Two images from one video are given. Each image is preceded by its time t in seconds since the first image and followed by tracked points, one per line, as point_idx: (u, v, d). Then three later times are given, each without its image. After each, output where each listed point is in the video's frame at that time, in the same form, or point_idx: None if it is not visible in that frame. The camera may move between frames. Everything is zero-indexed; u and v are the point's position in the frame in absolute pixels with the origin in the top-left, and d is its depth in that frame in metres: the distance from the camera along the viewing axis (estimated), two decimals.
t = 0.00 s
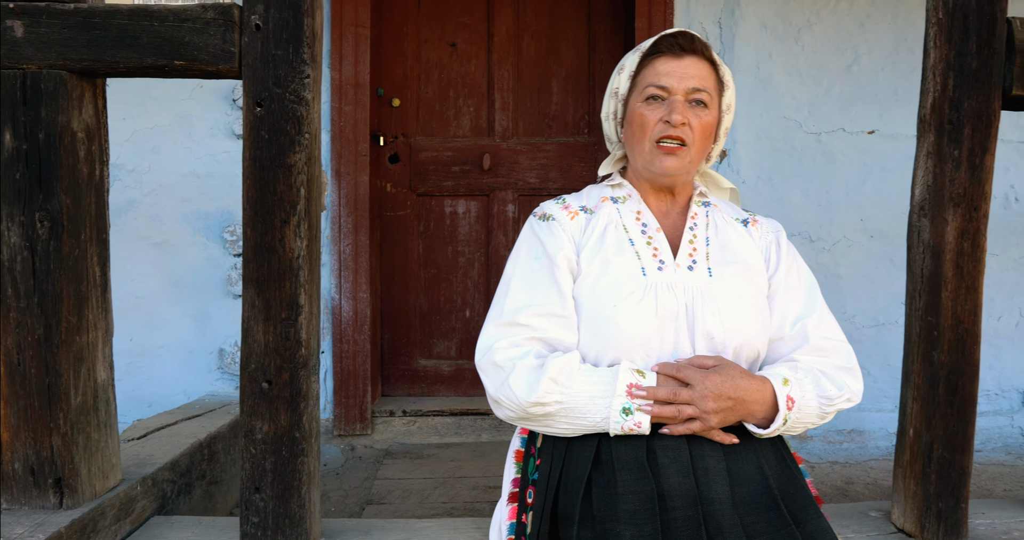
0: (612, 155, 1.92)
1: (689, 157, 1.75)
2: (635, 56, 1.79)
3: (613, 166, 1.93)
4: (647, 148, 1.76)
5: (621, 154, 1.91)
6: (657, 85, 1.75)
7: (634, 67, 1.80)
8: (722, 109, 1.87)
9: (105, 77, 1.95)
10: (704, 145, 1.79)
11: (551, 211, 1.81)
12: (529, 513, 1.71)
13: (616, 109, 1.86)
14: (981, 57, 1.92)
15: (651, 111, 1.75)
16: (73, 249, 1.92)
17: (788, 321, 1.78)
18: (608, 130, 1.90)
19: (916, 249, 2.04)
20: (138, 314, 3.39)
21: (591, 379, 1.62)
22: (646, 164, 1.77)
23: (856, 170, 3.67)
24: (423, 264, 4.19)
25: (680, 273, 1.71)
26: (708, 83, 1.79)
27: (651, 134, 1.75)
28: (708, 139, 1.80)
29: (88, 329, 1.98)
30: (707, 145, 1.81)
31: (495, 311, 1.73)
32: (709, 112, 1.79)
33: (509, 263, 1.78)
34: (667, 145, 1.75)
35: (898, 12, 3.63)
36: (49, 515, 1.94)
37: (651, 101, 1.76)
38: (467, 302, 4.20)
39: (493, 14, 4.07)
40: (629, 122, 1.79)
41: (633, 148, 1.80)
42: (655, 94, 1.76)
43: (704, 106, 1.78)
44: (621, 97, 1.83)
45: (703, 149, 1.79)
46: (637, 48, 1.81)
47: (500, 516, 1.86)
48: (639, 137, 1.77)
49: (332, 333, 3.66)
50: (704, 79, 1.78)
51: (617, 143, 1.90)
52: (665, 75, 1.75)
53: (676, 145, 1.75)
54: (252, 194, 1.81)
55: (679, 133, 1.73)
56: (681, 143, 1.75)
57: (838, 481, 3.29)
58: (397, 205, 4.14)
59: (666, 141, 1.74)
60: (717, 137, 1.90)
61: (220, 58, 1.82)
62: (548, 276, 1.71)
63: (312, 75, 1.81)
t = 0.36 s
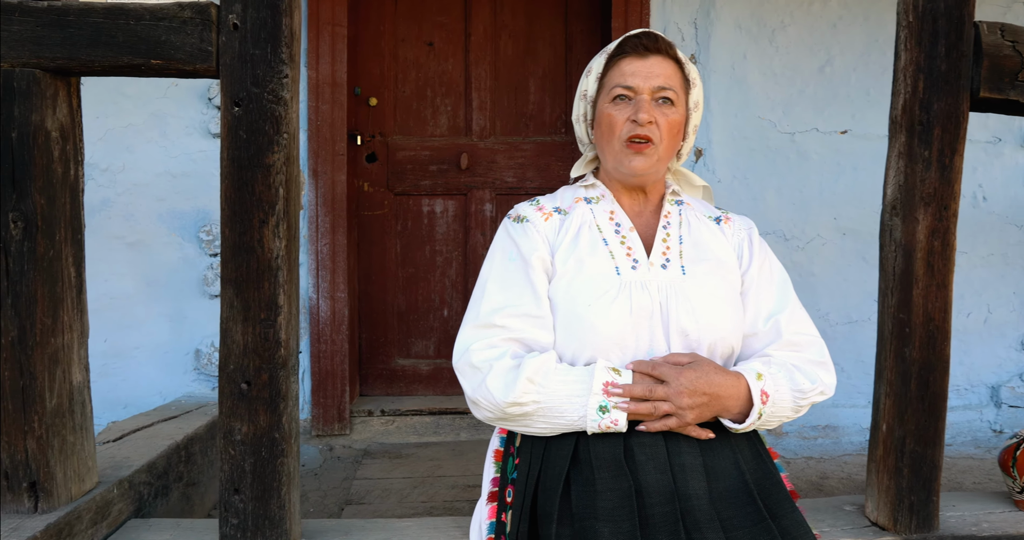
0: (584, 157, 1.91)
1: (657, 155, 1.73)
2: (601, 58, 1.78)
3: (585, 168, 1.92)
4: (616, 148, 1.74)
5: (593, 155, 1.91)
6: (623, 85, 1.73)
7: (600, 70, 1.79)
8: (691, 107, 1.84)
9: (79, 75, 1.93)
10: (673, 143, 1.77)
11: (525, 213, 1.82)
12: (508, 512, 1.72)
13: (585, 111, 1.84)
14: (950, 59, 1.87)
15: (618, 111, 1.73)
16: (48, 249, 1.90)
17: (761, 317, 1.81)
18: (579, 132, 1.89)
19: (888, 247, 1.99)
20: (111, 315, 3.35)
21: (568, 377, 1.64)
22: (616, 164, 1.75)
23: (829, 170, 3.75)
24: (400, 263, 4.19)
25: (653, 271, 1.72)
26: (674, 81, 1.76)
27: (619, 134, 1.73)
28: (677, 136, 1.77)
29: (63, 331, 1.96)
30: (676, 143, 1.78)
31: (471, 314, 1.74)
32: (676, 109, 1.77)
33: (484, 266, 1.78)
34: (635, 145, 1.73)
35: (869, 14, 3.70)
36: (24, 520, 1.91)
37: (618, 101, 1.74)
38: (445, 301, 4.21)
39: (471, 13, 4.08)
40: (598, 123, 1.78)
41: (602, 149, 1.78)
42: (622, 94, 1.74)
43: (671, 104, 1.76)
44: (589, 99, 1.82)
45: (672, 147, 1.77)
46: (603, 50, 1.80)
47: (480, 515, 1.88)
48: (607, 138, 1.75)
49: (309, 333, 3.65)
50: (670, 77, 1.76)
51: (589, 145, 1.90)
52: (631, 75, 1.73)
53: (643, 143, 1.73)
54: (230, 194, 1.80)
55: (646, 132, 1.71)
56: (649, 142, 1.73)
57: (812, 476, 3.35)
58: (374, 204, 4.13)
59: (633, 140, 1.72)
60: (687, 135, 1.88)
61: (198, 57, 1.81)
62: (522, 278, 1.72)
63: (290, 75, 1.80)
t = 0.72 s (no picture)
0: (574, 159, 1.93)
1: (651, 162, 1.75)
2: (593, 62, 1.77)
3: (574, 170, 1.93)
4: (610, 154, 1.75)
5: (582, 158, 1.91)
6: (617, 91, 1.74)
7: (592, 73, 1.79)
8: (680, 111, 1.86)
9: (59, 74, 1.89)
10: (665, 149, 1.78)
11: (514, 214, 1.82)
12: (497, 514, 1.72)
13: (576, 114, 1.85)
14: (930, 66, 1.91)
15: (612, 118, 1.74)
16: (27, 251, 1.86)
17: (748, 319, 1.83)
18: (569, 134, 1.90)
19: (870, 250, 2.02)
20: (88, 317, 3.29)
21: (558, 380, 1.64)
22: (609, 171, 1.77)
23: (808, 171, 3.80)
24: (382, 263, 4.17)
25: (643, 274, 1.74)
26: (666, 87, 1.77)
27: (614, 141, 1.74)
28: (669, 142, 1.79)
29: (43, 334, 1.92)
30: (668, 148, 1.80)
31: (461, 315, 1.73)
32: (668, 115, 1.78)
33: (474, 267, 1.78)
34: (630, 152, 1.74)
35: (847, 19, 3.77)
36: (3, 527, 1.87)
37: (612, 107, 1.75)
38: (426, 302, 4.20)
39: (452, 13, 4.07)
40: (590, 128, 1.78)
41: (595, 155, 1.79)
42: (615, 100, 1.74)
43: (663, 110, 1.77)
44: (581, 102, 1.82)
45: (664, 152, 1.79)
46: (595, 53, 1.79)
47: (468, 517, 1.88)
48: (601, 143, 1.76)
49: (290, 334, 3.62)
50: (663, 83, 1.77)
51: (578, 147, 1.91)
52: (624, 81, 1.74)
53: (638, 150, 1.75)
54: (216, 195, 1.78)
55: (641, 139, 1.72)
56: (644, 149, 1.75)
57: (793, 474, 3.39)
58: (355, 204, 4.10)
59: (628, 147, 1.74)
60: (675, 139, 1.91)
61: (182, 57, 1.79)
62: (513, 279, 1.72)
63: (276, 76, 1.79)
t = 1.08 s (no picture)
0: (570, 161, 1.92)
1: (649, 165, 1.75)
2: (591, 64, 1.77)
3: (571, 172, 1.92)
4: (608, 157, 1.75)
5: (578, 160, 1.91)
6: (616, 94, 1.73)
7: (590, 76, 1.78)
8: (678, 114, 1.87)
9: (45, 74, 1.85)
10: (662, 152, 1.78)
11: (511, 217, 1.81)
12: (495, 518, 1.72)
13: (573, 116, 1.84)
14: (921, 70, 1.92)
15: (610, 120, 1.73)
16: (12, 256, 1.82)
17: (745, 323, 1.84)
18: (565, 136, 1.89)
19: (861, 252, 2.05)
20: (69, 320, 3.23)
21: (557, 383, 1.64)
22: (607, 174, 1.76)
23: (793, 172, 3.84)
24: (368, 265, 4.14)
25: (641, 278, 1.74)
26: (665, 90, 1.77)
27: (611, 143, 1.74)
28: (666, 145, 1.79)
29: (29, 340, 1.88)
30: (665, 151, 1.80)
31: (458, 318, 1.72)
32: (666, 119, 1.78)
33: (470, 270, 1.77)
34: (627, 156, 1.74)
35: (831, 22, 3.81)
36: None
37: (610, 109, 1.75)
38: (413, 303, 4.18)
39: (438, 13, 4.05)
40: (588, 130, 1.78)
41: (592, 157, 1.79)
42: (613, 102, 1.74)
43: (661, 113, 1.77)
44: (578, 105, 1.82)
45: (661, 156, 1.79)
46: (593, 55, 1.78)
47: (464, 522, 1.87)
48: (599, 146, 1.75)
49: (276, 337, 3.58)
50: (661, 86, 1.77)
51: (575, 149, 1.90)
52: (623, 83, 1.74)
53: (635, 153, 1.75)
54: (207, 198, 1.76)
55: (639, 142, 1.72)
56: (641, 152, 1.75)
57: (781, 473, 3.42)
58: (341, 204, 4.07)
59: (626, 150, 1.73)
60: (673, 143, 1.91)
61: (173, 58, 1.76)
62: (511, 282, 1.72)
63: (270, 77, 1.77)
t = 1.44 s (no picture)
0: (561, 164, 1.92)
1: (640, 169, 1.75)
2: (584, 66, 1.77)
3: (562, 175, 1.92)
4: (600, 160, 1.75)
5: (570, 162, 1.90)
6: (608, 96, 1.73)
7: (582, 78, 1.78)
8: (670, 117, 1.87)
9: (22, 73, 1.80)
10: (654, 155, 1.78)
11: (502, 220, 1.79)
12: (487, 524, 1.70)
13: (564, 119, 1.84)
14: (906, 75, 1.95)
15: (602, 123, 1.73)
16: None
17: (735, 326, 1.85)
18: (557, 139, 1.89)
19: (847, 255, 2.07)
20: (41, 325, 3.15)
21: (550, 390, 1.63)
22: (598, 178, 1.76)
23: (773, 174, 3.89)
24: (348, 267, 4.10)
25: (633, 281, 1.74)
26: (657, 92, 1.77)
27: (603, 146, 1.73)
28: (657, 149, 1.79)
29: (6, 347, 1.82)
30: (656, 154, 1.80)
31: (449, 323, 1.70)
32: (658, 122, 1.78)
33: (461, 274, 1.75)
34: (619, 159, 1.73)
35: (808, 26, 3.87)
36: None
37: (602, 112, 1.74)
38: (393, 305, 4.15)
39: (419, 14, 4.02)
40: (580, 133, 1.77)
41: (584, 160, 1.78)
42: (605, 105, 1.74)
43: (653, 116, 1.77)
44: (570, 107, 1.81)
45: (653, 159, 1.79)
46: (585, 58, 1.78)
47: (455, 527, 1.86)
48: (591, 149, 1.75)
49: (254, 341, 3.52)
50: (653, 89, 1.77)
51: (566, 152, 1.90)
52: (615, 85, 1.73)
53: (627, 156, 1.74)
54: (193, 201, 1.72)
55: (631, 146, 1.72)
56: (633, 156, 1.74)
57: (763, 473, 3.45)
58: (320, 206, 4.02)
59: (617, 153, 1.73)
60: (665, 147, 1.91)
61: (157, 57, 1.72)
62: (503, 287, 1.70)
63: (257, 78, 1.74)
